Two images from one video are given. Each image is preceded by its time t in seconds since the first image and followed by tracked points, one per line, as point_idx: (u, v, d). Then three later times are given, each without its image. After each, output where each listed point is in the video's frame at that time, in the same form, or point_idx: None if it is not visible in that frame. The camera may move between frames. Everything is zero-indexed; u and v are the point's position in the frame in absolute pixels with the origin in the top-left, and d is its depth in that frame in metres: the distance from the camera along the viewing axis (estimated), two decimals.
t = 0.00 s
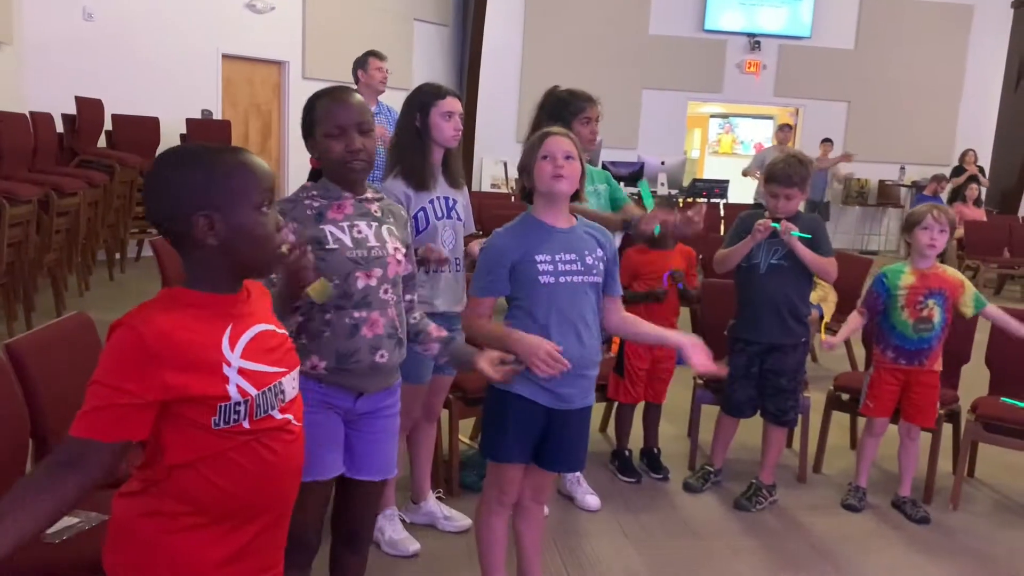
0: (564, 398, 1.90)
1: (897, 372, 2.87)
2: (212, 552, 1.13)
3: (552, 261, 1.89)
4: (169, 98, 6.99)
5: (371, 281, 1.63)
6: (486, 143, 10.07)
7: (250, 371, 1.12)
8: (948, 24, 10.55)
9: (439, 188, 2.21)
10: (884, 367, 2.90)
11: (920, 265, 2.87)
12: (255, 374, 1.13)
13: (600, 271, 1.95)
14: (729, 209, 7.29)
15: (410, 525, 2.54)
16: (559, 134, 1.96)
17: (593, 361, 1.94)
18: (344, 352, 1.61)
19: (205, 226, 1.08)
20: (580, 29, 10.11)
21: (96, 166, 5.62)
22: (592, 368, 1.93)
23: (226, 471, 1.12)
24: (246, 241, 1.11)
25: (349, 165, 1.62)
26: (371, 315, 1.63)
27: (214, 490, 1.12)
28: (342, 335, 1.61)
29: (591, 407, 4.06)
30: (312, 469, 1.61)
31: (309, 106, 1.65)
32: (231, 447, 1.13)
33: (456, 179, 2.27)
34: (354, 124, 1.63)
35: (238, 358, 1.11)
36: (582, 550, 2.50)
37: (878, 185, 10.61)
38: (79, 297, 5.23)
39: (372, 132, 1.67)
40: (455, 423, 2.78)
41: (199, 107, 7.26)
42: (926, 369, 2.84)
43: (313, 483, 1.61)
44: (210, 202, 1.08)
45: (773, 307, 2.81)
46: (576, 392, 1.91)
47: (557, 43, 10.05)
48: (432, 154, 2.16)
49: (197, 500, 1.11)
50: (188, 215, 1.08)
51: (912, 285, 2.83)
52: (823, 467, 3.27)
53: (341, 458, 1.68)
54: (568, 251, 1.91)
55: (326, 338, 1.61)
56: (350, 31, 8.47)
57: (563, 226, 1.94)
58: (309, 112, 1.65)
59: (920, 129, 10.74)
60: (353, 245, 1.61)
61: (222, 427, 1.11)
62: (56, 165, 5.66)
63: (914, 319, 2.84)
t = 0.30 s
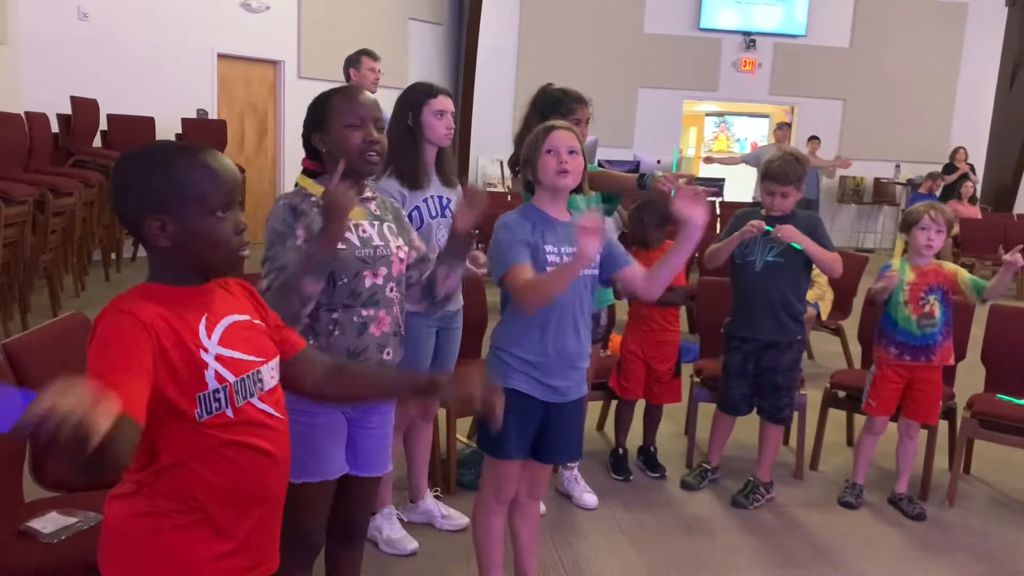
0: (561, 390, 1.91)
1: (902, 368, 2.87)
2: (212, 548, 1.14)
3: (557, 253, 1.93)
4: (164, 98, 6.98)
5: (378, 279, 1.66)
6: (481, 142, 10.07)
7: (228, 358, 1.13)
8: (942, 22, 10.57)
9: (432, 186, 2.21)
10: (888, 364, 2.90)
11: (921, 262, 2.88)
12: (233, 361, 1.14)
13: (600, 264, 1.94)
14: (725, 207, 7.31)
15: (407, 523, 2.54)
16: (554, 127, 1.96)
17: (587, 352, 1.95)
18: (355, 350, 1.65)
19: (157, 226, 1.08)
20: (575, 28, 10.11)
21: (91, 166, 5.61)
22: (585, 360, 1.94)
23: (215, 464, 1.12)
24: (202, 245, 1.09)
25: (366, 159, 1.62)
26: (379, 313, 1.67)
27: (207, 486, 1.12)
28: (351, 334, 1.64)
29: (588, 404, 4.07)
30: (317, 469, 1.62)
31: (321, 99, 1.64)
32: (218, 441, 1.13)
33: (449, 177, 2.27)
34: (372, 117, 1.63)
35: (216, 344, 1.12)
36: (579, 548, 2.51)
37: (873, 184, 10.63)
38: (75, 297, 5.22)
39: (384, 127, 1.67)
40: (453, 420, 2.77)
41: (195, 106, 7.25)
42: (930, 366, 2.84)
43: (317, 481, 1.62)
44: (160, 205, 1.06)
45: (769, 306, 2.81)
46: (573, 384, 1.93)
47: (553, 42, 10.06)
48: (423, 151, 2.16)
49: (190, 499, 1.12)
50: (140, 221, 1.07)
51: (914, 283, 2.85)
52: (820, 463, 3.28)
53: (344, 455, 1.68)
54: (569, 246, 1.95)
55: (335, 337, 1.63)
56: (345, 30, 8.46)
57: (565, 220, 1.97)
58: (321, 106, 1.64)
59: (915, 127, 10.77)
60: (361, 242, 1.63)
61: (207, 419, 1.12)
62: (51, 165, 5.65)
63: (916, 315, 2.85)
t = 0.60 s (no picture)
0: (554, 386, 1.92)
1: (900, 367, 2.87)
2: (208, 553, 1.13)
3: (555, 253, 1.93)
4: (160, 101, 6.97)
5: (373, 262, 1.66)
6: (478, 143, 10.08)
7: (231, 356, 1.15)
8: (936, 20, 10.59)
9: (429, 186, 2.21)
10: (884, 363, 2.90)
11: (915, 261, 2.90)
12: (235, 361, 1.16)
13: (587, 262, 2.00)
14: (720, 206, 7.33)
15: (407, 525, 2.54)
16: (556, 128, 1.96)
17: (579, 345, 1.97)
18: (354, 334, 1.63)
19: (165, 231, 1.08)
20: (571, 28, 10.11)
21: (87, 170, 5.62)
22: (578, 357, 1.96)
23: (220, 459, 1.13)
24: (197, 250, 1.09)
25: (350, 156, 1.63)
26: (375, 294, 1.67)
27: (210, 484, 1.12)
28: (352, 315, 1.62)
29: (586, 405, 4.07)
30: (316, 469, 1.61)
31: (291, 110, 1.64)
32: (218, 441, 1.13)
33: (445, 177, 2.27)
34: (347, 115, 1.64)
35: (219, 341, 1.15)
36: (579, 548, 2.51)
37: (869, 182, 10.66)
38: (71, 300, 5.22)
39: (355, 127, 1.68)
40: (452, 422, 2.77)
41: (191, 109, 7.25)
42: (926, 365, 2.85)
43: (318, 481, 1.62)
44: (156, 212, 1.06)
45: (767, 305, 2.82)
46: (567, 380, 1.94)
47: (548, 41, 10.05)
48: (419, 152, 2.15)
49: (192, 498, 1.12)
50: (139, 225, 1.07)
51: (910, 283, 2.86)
52: (818, 462, 3.29)
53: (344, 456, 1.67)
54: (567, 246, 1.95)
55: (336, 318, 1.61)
56: (341, 33, 8.46)
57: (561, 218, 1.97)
58: (293, 116, 1.64)
59: (910, 124, 10.79)
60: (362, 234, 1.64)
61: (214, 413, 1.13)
62: (46, 169, 5.65)
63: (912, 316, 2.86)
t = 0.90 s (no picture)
0: (547, 385, 1.92)
1: (889, 364, 2.88)
2: (213, 558, 1.14)
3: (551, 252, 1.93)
4: (156, 104, 6.97)
5: (371, 265, 1.63)
6: (474, 144, 10.09)
7: (238, 368, 1.15)
8: (930, 18, 10.61)
9: (424, 188, 2.20)
10: (874, 359, 2.91)
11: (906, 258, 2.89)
12: (241, 370, 1.16)
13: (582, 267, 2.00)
14: (716, 206, 7.34)
15: (405, 526, 2.54)
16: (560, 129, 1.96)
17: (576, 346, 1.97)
18: (353, 338, 1.62)
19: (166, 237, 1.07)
20: (565, 28, 10.12)
21: (82, 174, 5.62)
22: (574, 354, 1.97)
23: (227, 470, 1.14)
24: (196, 252, 1.08)
25: (345, 159, 1.63)
26: (373, 298, 1.64)
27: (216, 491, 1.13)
28: (350, 321, 1.61)
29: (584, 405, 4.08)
30: (317, 471, 1.61)
31: (285, 107, 1.64)
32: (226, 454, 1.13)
33: (440, 181, 2.26)
34: (341, 118, 1.65)
35: (225, 352, 1.14)
36: (577, 547, 2.51)
37: (865, 180, 10.68)
38: (68, 304, 5.21)
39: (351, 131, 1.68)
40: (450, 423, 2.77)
41: (186, 112, 7.24)
42: (917, 362, 2.85)
43: (318, 483, 1.62)
44: (159, 214, 1.06)
45: (762, 303, 2.82)
46: (563, 376, 1.94)
47: (544, 42, 10.06)
48: (413, 154, 2.16)
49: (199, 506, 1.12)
50: (138, 225, 1.07)
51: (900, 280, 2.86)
52: (816, 459, 3.29)
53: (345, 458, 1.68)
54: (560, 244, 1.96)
55: (335, 325, 1.60)
56: (336, 35, 8.47)
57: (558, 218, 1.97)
58: (286, 116, 1.64)
59: (905, 122, 10.81)
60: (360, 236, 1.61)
61: (220, 428, 1.12)
62: (42, 173, 5.65)
63: (903, 313, 2.86)
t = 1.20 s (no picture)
0: (543, 382, 1.91)
1: (880, 362, 2.89)
2: (193, 561, 1.10)
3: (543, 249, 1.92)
4: (150, 105, 6.95)
5: (368, 275, 1.62)
6: (470, 145, 10.09)
7: (218, 369, 1.12)
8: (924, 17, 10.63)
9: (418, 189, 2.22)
10: (866, 356, 2.92)
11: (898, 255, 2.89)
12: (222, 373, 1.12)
13: (577, 263, 1.96)
14: (712, 206, 7.36)
15: (401, 526, 2.54)
16: (556, 132, 1.96)
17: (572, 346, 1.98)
18: (347, 348, 1.62)
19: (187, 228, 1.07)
20: (560, 29, 10.12)
21: (75, 175, 5.59)
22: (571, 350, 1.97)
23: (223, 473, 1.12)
24: (187, 252, 1.05)
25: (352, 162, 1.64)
26: (369, 309, 1.65)
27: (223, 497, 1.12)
28: (344, 332, 1.62)
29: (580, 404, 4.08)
30: (313, 474, 1.61)
31: (297, 102, 1.63)
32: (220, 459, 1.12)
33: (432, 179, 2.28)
34: (356, 118, 1.65)
35: (205, 356, 1.11)
36: (573, 547, 2.51)
37: (860, 179, 10.70)
38: (63, 306, 5.20)
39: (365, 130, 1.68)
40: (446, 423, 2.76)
41: (180, 113, 7.23)
42: (909, 359, 2.86)
43: (313, 485, 1.62)
44: (150, 209, 1.04)
45: (758, 302, 2.82)
46: (560, 374, 1.94)
47: (539, 42, 10.05)
48: (407, 153, 2.16)
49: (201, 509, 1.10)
50: (127, 221, 1.05)
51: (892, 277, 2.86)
52: (811, 458, 3.29)
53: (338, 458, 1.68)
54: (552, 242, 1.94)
55: (328, 335, 1.61)
56: (330, 36, 8.46)
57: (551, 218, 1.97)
58: (302, 107, 1.62)
59: (899, 122, 10.83)
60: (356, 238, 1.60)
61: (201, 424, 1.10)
62: (36, 174, 5.64)
63: (895, 309, 2.86)
